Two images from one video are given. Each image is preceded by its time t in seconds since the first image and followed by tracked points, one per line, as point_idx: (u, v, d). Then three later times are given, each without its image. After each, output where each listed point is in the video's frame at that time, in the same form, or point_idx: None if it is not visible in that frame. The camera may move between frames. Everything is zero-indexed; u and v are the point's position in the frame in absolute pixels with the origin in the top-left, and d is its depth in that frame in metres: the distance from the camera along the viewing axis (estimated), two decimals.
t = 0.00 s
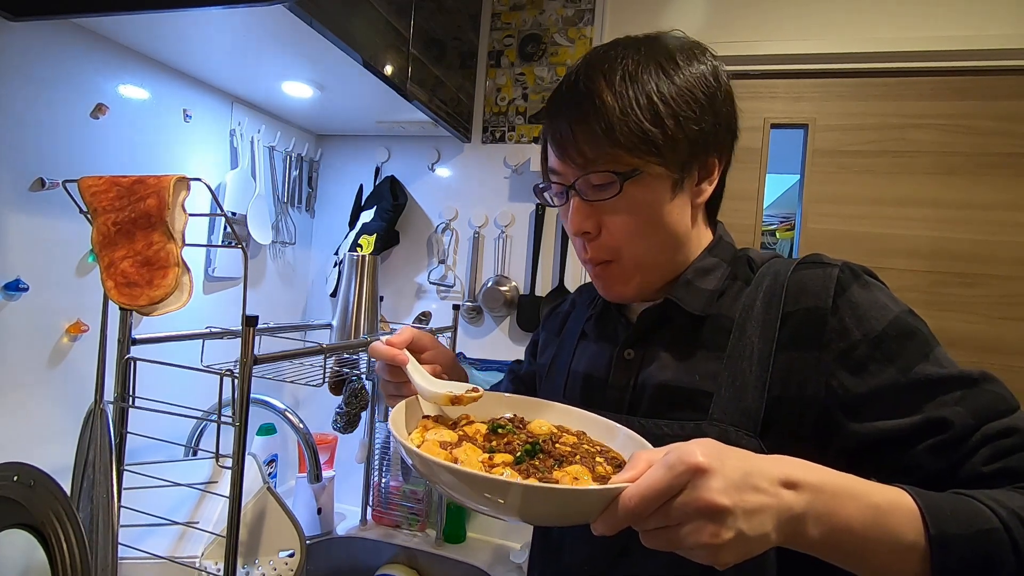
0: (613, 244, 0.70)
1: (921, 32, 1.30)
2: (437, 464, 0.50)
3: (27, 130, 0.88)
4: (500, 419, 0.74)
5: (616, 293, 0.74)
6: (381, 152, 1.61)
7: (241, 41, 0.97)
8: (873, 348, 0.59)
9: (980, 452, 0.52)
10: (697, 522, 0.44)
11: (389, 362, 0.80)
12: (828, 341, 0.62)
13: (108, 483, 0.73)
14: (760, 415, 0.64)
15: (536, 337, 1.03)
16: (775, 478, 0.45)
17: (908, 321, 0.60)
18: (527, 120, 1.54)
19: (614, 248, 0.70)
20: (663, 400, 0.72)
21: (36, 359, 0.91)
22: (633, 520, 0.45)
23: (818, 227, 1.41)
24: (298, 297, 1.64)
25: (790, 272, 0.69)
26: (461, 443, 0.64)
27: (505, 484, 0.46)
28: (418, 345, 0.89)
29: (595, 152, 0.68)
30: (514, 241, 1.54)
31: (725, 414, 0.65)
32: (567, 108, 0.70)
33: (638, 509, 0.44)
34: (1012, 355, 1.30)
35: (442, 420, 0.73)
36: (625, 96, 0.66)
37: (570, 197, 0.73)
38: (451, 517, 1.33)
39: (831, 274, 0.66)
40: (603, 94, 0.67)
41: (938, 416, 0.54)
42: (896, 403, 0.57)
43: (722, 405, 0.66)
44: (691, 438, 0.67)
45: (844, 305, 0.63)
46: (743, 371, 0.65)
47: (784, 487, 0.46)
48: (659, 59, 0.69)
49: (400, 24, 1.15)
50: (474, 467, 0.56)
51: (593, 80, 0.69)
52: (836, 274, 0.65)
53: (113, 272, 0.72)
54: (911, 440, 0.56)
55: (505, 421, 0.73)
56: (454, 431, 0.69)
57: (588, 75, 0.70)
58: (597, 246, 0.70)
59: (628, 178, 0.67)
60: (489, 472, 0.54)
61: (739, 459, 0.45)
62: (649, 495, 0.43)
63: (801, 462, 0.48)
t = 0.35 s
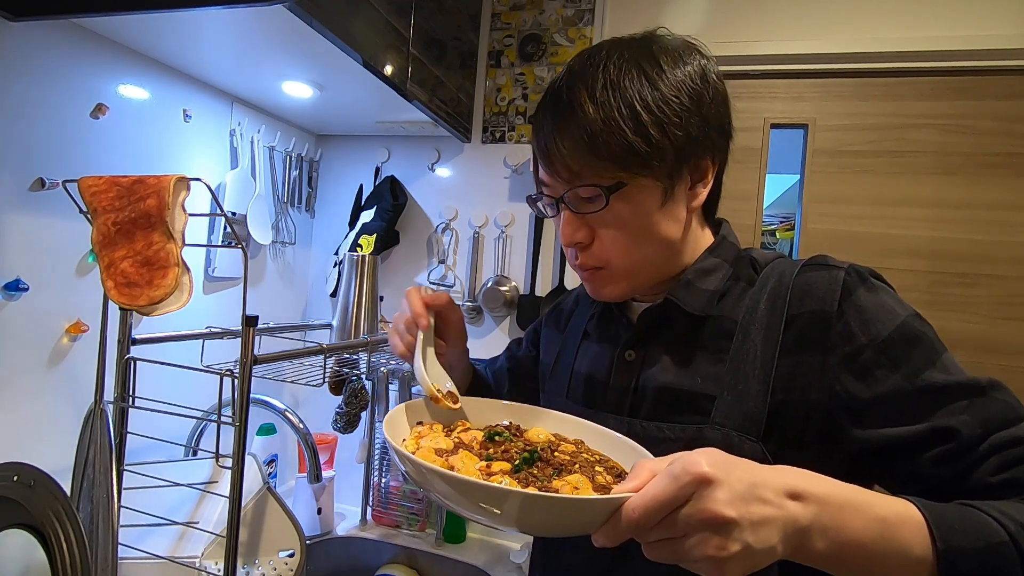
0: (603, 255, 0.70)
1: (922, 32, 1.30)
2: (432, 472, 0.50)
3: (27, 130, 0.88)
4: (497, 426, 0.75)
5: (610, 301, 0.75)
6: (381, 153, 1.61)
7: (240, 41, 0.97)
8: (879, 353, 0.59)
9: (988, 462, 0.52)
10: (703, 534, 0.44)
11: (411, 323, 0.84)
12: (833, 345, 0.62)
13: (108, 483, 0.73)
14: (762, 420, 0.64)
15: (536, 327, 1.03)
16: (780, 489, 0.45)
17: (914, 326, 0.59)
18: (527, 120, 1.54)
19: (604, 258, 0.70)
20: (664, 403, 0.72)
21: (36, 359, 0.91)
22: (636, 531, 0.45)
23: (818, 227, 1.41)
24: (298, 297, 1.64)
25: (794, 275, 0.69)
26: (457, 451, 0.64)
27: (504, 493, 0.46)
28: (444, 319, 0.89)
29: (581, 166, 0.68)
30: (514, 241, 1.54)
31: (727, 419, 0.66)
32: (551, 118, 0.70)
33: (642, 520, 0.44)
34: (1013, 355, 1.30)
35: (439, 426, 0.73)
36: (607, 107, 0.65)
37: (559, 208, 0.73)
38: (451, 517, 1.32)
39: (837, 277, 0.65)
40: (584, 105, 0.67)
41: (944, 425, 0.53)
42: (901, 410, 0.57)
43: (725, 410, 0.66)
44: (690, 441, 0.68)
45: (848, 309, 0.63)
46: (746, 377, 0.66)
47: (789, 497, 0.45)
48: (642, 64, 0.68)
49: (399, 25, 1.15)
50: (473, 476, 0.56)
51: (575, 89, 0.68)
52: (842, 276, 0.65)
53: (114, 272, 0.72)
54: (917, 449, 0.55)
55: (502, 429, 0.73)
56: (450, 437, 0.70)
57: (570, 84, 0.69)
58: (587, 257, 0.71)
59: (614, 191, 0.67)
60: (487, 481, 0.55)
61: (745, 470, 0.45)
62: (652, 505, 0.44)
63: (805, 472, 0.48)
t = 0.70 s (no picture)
0: (596, 260, 0.70)
1: (922, 32, 1.30)
2: (427, 479, 0.50)
3: (27, 129, 0.88)
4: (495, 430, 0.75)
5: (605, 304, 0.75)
6: (381, 152, 1.61)
7: (240, 41, 0.97)
8: (879, 354, 0.59)
9: (988, 465, 0.51)
10: (701, 540, 0.44)
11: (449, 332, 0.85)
12: (833, 346, 0.62)
13: (108, 483, 0.73)
14: (760, 421, 0.64)
15: (536, 323, 1.03)
16: (780, 493, 0.45)
17: (915, 328, 0.59)
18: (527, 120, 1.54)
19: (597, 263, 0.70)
20: (663, 404, 0.72)
21: (36, 359, 0.91)
22: (634, 537, 0.45)
23: (818, 227, 1.41)
24: (298, 297, 1.64)
25: (794, 274, 0.69)
26: (455, 456, 0.64)
27: (500, 501, 0.46)
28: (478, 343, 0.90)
29: (573, 170, 0.68)
30: (514, 241, 1.54)
31: (726, 420, 0.66)
32: (542, 122, 0.70)
33: (638, 527, 0.44)
34: (1013, 355, 1.30)
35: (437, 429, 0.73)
36: (598, 111, 0.65)
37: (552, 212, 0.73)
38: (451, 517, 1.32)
39: (837, 277, 0.65)
40: (575, 109, 0.67)
41: (945, 427, 0.53)
42: (901, 411, 0.57)
43: (723, 411, 0.66)
44: (690, 441, 0.67)
45: (849, 309, 0.63)
46: (745, 377, 0.66)
47: (790, 502, 0.45)
48: (633, 67, 0.67)
49: (399, 25, 1.15)
50: (470, 482, 0.56)
51: (566, 92, 0.68)
52: (842, 277, 0.65)
53: (114, 272, 0.72)
54: (918, 451, 0.55)
55: (500, 432, 0.73)
56: (447, 442, 0.70)
57: (562, 87, 0.69)
58: (581, 261, 0.71)
59: (606, 196, 0.67)
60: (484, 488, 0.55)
61: (743, 474, 0.45)
62: (649, 511, 0.44)
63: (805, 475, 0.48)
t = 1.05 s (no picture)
0: (593, 260, 0.70)
1: (921, 32, 1.30)
2: (416, 495, 0.50)
3: (27, 130, 0.88)
4: (486, 440, 0.76)
5: (603, 304, 0.75)
6: (381, 153, 1.61)
7: (241, 42, 0.97)
8: (877, 354, 0.59)
9: (985, 467, 0.51)
10: (694, 550, 0.44)
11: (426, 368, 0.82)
12: (832, 346, 0.63)
13: (108, 482, 0.73)
14: (759, 421, 0.64)
15: (535, 331, 1.03)
16: (773, 499, 0.45)
17: (914, 327, 0.59)
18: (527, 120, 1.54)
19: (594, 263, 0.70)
20: (661, 404, 0.72)
21: (36, 358, 0.91)
22: (627, 548, 0.46)
23: (818, 227, 1.41)
24: (298, 297, 1.64)
25: (792, 274, 0.69)
26: (444, 469, 0.64)
27: (489, 516, 0.46)
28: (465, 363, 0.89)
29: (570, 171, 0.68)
30: (514, 241, 1.54)
31: (725, 421, 0.66)
32: (540, 121, 0.70)
33: (631, 537, 0.45)
34: (1013, 355, 1.30)
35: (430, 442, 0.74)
36: (594, 112, 0.65)
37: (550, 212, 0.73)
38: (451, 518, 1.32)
39: (835, 277, 0.65)
40: (571, 110, 0.67)
41: (942, 428, 0.53)
42: (899, 412, 0.57)
43: (722, 411, 0.66)
44: (689, 445, 0.68)
45: (847, 309, 0.63)
46: (743, 377, 0.66)
47: (784, 508, 0.45)
48: (630, 66, 0.67)
49: (399, 25, 1.15)
50: (461, 497, 0.56)
51: (564, 92, 0.68)
52: (840, 276, 0.65)
53: (114, 272, 0.72)
54: (915, 452, 0.55)
55: (492, 442, 0.74)
56: (437, 454, 0.70)
57: (560, 87, 0.69)
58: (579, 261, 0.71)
59: (603, 196, 0.67)
60: (475, 502, 0.55)
61: (735, 480, 0.45)
62: (642, 521, 0.44)
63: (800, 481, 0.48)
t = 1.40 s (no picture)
0: (594, 255, 0.69)
1: (921, 32, 1.30)
2: (418, 490, 0.51)
3: (27, 130, 0.88)
4: (486, 441, 0.76)
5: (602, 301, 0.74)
6: (381, 153, 1.61)
7: (241, 42, 0.97)
8: (875, 356, 0.58)
9: (982, 471, 0.51)
10: (687, 548, 0.44)
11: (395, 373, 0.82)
12: (830, 347, 0.62)
13: (108, 483, 0.73)
14: (758, 422, 0.64)
15: (535, 337, 1.02)
16: (768, 501, 0.45)
17: (912, 329, 0.58)
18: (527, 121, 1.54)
19: (596, 258, 0.69)
20: (659, 405, 0.72)
21: (36, 359, 0.91)
22: (621, 545, 0.45)
23: (818, 226, 1.41)
24: (298, 297, 1.64)
25: (792, 274, 0.68)
26: (445, 468, 0.65)
27: (491, 512, 0.46)
28: (429, 354, 0.90)
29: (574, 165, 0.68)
30: (514, 241, 1.54)
31: (723, 421, 0.66)
32: (545, 115, 0.70)
33: (625, 534, 0.45)
34: (1013, 355, 1.29)
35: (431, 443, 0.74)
36: (600, 105, 0.65)
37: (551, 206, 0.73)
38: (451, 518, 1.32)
39: (835, 278, 0.65)
40: (577, 104, 0.67)
41: (940, 432, 0.53)
42: (898, 415, 0.56)
43: (721, 412, 0.66)
44: (689, 444, 0.68)
45: (846, 310, 0.63)
46: (742, 377, 0.66)
47: (778, 510, 0.45)
48: (635, 61, 0.68)
49: (399, 25, 1.15)
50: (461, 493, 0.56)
51: (569, 86, 0.69)
52: (840, 277, 0.65)
53: (113, 272, 0.72)
54: (912, 456, 0.55)
55: (492, 444, 0.75)
56: (438, 454, 0.70)
57: (565, 81, 0.69)
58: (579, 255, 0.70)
59: (607, 189, 0.66)
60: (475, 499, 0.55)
61: (730, 482, 0.45)
62: (636, 519, 0.44)
63: (795, 484, 0.48)
